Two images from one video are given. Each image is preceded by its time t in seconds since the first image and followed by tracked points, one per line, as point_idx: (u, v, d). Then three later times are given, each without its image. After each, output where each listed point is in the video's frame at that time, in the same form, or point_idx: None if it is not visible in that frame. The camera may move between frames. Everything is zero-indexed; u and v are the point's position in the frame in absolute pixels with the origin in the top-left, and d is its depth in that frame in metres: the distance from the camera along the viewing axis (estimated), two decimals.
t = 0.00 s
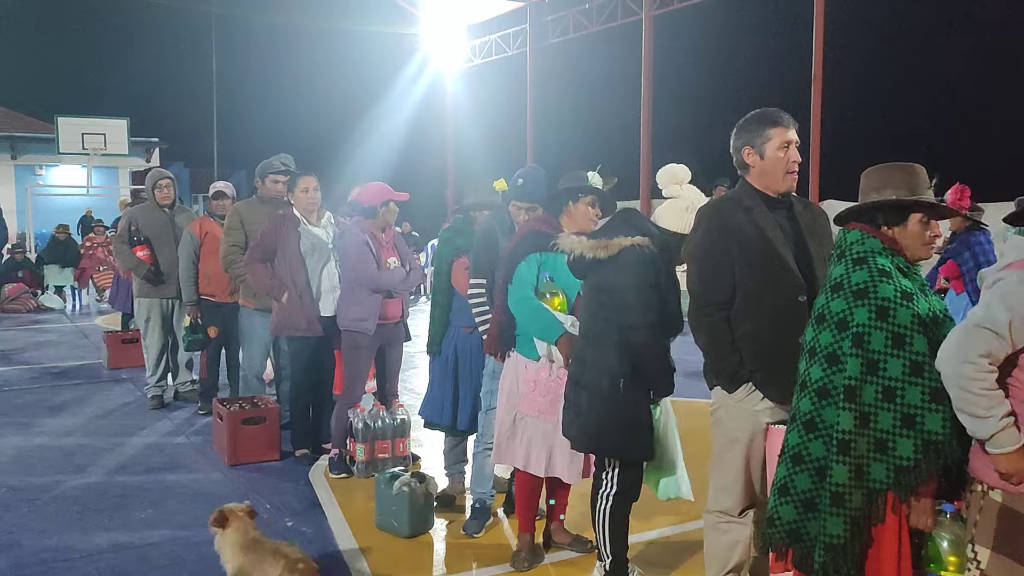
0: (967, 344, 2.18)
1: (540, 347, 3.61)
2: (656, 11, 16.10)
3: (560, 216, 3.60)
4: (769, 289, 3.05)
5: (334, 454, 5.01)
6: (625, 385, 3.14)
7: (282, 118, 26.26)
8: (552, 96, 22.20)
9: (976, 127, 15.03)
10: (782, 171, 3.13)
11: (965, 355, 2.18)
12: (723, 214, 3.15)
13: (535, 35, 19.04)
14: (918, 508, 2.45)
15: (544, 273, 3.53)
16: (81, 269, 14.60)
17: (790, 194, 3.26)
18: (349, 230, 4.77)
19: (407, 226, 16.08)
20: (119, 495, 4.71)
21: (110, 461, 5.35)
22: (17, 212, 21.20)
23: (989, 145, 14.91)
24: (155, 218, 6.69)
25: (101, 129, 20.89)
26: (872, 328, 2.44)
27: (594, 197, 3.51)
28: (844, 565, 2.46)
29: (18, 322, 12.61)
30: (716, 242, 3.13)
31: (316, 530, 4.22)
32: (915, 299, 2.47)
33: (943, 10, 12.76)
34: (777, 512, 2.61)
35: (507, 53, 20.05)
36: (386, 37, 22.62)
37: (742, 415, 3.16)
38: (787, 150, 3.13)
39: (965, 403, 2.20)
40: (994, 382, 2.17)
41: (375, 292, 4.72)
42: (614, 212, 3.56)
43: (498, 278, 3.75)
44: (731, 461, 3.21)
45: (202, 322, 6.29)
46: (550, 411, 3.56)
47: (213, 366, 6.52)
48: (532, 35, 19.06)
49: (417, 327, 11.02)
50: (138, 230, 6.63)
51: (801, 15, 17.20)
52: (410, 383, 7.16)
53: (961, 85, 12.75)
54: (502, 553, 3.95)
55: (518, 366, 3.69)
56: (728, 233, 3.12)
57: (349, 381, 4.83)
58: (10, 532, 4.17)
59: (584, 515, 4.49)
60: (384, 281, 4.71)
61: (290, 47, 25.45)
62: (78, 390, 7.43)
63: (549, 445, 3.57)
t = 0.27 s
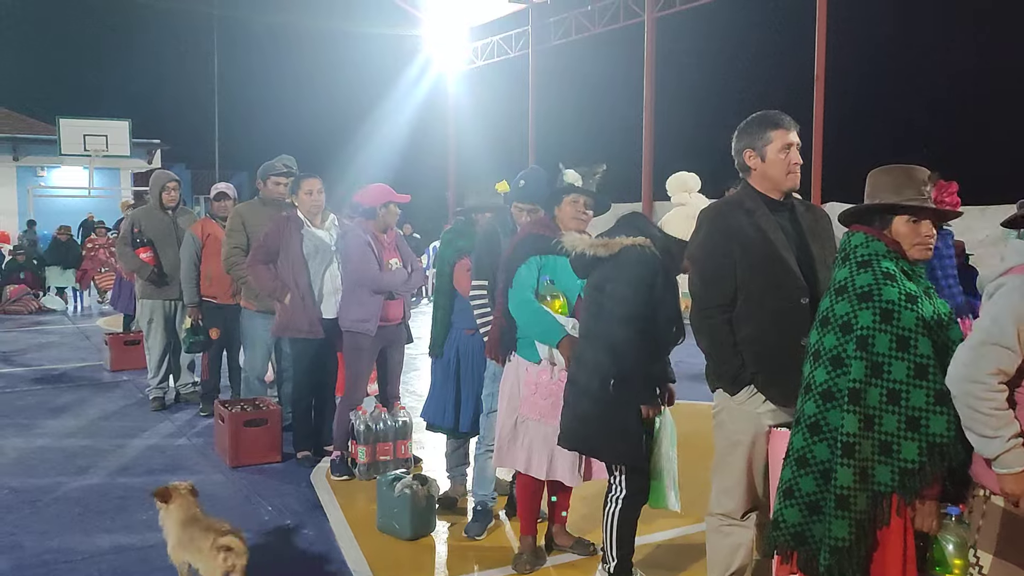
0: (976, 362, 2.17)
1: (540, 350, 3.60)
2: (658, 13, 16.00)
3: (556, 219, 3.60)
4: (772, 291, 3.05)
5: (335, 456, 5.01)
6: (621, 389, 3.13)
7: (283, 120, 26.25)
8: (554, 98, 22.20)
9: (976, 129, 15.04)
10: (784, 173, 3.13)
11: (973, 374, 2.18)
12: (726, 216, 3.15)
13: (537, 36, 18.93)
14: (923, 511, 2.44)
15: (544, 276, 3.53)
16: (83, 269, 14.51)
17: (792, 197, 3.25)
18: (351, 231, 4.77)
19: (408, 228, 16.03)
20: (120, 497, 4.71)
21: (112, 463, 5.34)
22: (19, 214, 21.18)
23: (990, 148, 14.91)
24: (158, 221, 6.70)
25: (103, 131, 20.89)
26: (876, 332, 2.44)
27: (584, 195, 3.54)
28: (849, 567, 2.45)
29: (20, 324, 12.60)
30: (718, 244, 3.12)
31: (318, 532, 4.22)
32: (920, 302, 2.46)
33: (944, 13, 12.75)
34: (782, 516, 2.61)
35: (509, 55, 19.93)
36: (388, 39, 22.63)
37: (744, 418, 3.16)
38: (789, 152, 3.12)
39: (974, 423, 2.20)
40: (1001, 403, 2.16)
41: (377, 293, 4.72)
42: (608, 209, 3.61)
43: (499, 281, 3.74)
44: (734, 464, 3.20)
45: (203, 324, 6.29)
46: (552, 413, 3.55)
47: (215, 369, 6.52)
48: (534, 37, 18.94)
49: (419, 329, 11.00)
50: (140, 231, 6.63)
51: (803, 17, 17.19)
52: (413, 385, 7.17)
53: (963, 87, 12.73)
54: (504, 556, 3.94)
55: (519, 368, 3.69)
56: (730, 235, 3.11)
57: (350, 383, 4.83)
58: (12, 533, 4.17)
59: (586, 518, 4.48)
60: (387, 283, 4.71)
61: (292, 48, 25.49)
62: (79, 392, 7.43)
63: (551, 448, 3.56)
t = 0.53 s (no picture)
0: (985, 359, 2.19)
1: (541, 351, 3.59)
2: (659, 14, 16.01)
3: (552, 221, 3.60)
4: (774, 292, 3.05)
5: (337, 457, 5.01)
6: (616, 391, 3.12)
7: (285, 120, 26.29)
8: (554, 99, 22.26)
9: (975, 130, 15.04)
10: (785, 173, 3.12)
11: (984, 370, 2.19)
12: (727, 217, 3.14)
13: (539, 37, 18.95)
14: (928, 512, 2.43)
15: (543, 278, 3.53)
16: (86, 271, 14.65)
17: (794, 197, 3.25)
18: (353, 231, 4.78)
19: (409, 228, 16.06)
20: (123, 498, 4.71)
21: (113, 463, 5.34)
22: (21, 214, 21.23)
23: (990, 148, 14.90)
24: (161, 222, 6.71)
25: (105, 131, 20.97)
26: (879, 332, 2.44)
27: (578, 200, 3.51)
28: (853, 567, 2.45)
29: (21, 325, 12.61)
30: (721, 244, 3.11)
31: (320, 534, 4.22)
32: (924, 303, 2.46)
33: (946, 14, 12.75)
34: (787, 517, 2.60)
35: (510, 56, 19.94)
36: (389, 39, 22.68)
37: (746, 419, 3.15)
38: (790, 152, 3.11)
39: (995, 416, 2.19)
40: (1018, 394, 2.16)
41: (379, 293, 4.72)
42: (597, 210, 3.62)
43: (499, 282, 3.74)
44: (735, 465, 3.20)
45: (205, 325, 6.29)
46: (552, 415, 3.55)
47: (216, 370, 6.52)
48: (536, 38, 18.95)
49: (421, 330, 11.02)
50: (143, 232, 6.64)
51: (803, 18, 17.21)
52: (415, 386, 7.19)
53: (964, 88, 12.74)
54: (505, 557, 3.94)
55: (519, 371, 3.68)
56: (732, 235, 3.11)
57: (352, 383, 4.84)
58: (14, 534, 4.17)
59: (588, 519, 4.48)
60: (389, 283, 4.72)
61: (293, 49, 25.56)
62: (81, 393, 7.43)
63: (551, 450, 3.56)
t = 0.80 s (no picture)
0: (997, 329, 2.19)
1: (541, 352, 3.58)
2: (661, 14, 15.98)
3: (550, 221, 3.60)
4: (776, 292, 3.04)
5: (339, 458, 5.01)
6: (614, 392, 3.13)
7: (287, 120, 26.31)
8: (556, 99, 22.26)
9: (976, 130, 15.04)
10: (788, 173, 3.12)
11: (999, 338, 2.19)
12: (730, 217, 3.14)
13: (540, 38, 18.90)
14: (934, 510, 2.43)
15: (542, 279, 3.51)
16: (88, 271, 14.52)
17: (796, 197, 3.25)
18: (355, 231, 4.79)
19: (411, 229, 16.04)
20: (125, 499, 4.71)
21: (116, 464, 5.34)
22: (23, 214, 21.25)
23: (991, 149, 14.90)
24: (163, 222, 6.72)
25: (107, 132, 21.00)
26: (883, 332, 2.43)
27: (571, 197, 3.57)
28: (858, 567, 2.44)
29: (24, 325, 12.62)
30: (722, 244, 3.11)
31: (322, 534, 4.21)
32: (927, 302, 2.46)
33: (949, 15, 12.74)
34: (791, 517, 2.58)
35: (512, 56, 19.91)
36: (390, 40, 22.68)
37: (748, 419, 3.15)
38: (792, 152, 3.10)
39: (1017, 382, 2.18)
40: None
41: (380, 293, 4.71)
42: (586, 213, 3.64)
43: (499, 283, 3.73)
44: (737, 465, 3.20)
45: (207, 325, 6.29)
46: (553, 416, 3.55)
47: (218, 370, 6.52)
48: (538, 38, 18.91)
49: (422, 331, 11.03)
50: (145, 232, 6.65)
51: (805, 18, 17.19)
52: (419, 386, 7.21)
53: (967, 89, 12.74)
54: (507, 557, 3.94)
55: (519, 372, 3.67)
56: (734, 235, 3.10)
57: (354, 383, 4.84)
58: (17, 534, 4.18)
59: (590, 520, 4.48)
60: (391, 283, 4.72)
61: (294, 49, 25.58)
62: (83, 394, 7.43)
63: (552, 451, 3.56)
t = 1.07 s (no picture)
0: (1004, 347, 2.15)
1: (543, 353, 3.58)
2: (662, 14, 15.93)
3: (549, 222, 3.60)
4: (778, 291, 3.03)
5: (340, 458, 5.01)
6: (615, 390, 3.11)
7: (289, 121, 26.35)
8: (557, 100, 22.27)
9: (977, 130, 15.04)
10: (790, 173, 3.11)
11: (1001, 358, 2.15)
12: (732, 217, 3.14)
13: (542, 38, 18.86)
14: (937, 509, 2.42)
15: (542, 280, 3.50)
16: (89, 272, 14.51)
17: (798, 196, 3.24)
18: (357, 231, 4.79)
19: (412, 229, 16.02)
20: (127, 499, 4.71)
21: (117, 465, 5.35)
22: (26, 215, 21.30)
23: (992, 148, 14.90)
24: (168, 222, 6.73)
25: (110, 133, 21.04)
26: (886, 331, 2.43)
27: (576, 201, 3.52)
28: (862, 566, 2.44)
29: (27, 325, 12.65)
30: (724, 243, 3.11)
31: (323, 534, 4.21)
32: (930, 302, 2.45)
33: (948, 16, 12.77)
34: (795, 517, 2.58)
35: (513, 57, 19.87)
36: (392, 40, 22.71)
37: (749, 419, 3.14)
38: (793, 151, 3.10)
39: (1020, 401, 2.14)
40: None
41: (380, 294, 4.71)
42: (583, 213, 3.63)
43: (500, 284, 3.73)
44: (739, 465, 3.19)
45: (208, 326, 6.29)
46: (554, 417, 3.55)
47: (220, 370, 6.54)
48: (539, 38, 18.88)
49: (425, 331, 11.04)
50: (148, 233, 6.66)
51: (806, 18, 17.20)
52: (420, 386, 7.22)
53: (967, 91, 12.79)
54: (508, 557, 3.94)
55: (520, 373, 3.66)
56: (736, 235, 3.10)
57: (355, 384, 4.84)
58: (19, 534, 4.18)
59: (591, 520, 4.47)
60: (391, 283, 4.71)
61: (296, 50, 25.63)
62: (86, 394, 7.45)
63: (554, 451, 3.56)
